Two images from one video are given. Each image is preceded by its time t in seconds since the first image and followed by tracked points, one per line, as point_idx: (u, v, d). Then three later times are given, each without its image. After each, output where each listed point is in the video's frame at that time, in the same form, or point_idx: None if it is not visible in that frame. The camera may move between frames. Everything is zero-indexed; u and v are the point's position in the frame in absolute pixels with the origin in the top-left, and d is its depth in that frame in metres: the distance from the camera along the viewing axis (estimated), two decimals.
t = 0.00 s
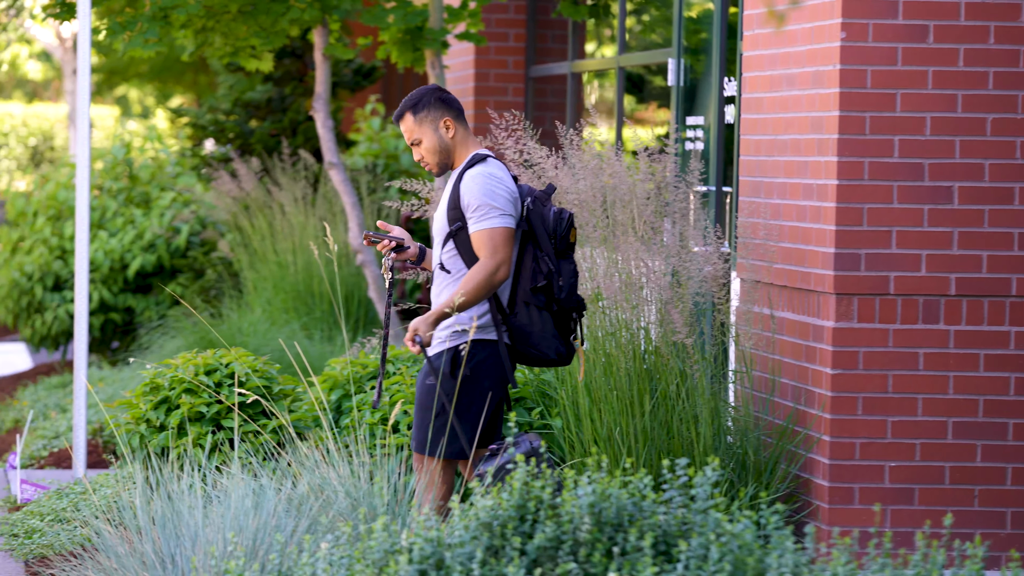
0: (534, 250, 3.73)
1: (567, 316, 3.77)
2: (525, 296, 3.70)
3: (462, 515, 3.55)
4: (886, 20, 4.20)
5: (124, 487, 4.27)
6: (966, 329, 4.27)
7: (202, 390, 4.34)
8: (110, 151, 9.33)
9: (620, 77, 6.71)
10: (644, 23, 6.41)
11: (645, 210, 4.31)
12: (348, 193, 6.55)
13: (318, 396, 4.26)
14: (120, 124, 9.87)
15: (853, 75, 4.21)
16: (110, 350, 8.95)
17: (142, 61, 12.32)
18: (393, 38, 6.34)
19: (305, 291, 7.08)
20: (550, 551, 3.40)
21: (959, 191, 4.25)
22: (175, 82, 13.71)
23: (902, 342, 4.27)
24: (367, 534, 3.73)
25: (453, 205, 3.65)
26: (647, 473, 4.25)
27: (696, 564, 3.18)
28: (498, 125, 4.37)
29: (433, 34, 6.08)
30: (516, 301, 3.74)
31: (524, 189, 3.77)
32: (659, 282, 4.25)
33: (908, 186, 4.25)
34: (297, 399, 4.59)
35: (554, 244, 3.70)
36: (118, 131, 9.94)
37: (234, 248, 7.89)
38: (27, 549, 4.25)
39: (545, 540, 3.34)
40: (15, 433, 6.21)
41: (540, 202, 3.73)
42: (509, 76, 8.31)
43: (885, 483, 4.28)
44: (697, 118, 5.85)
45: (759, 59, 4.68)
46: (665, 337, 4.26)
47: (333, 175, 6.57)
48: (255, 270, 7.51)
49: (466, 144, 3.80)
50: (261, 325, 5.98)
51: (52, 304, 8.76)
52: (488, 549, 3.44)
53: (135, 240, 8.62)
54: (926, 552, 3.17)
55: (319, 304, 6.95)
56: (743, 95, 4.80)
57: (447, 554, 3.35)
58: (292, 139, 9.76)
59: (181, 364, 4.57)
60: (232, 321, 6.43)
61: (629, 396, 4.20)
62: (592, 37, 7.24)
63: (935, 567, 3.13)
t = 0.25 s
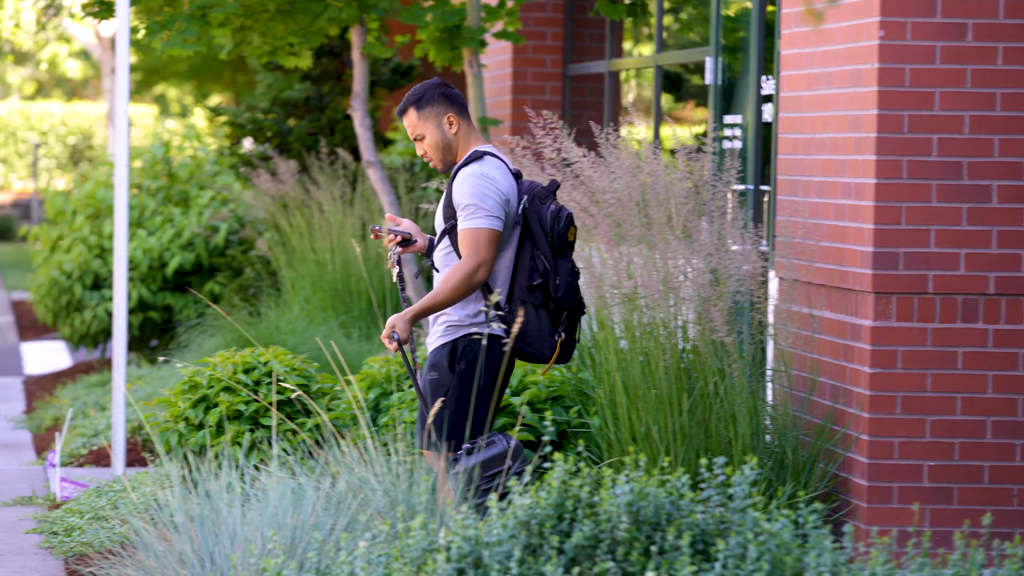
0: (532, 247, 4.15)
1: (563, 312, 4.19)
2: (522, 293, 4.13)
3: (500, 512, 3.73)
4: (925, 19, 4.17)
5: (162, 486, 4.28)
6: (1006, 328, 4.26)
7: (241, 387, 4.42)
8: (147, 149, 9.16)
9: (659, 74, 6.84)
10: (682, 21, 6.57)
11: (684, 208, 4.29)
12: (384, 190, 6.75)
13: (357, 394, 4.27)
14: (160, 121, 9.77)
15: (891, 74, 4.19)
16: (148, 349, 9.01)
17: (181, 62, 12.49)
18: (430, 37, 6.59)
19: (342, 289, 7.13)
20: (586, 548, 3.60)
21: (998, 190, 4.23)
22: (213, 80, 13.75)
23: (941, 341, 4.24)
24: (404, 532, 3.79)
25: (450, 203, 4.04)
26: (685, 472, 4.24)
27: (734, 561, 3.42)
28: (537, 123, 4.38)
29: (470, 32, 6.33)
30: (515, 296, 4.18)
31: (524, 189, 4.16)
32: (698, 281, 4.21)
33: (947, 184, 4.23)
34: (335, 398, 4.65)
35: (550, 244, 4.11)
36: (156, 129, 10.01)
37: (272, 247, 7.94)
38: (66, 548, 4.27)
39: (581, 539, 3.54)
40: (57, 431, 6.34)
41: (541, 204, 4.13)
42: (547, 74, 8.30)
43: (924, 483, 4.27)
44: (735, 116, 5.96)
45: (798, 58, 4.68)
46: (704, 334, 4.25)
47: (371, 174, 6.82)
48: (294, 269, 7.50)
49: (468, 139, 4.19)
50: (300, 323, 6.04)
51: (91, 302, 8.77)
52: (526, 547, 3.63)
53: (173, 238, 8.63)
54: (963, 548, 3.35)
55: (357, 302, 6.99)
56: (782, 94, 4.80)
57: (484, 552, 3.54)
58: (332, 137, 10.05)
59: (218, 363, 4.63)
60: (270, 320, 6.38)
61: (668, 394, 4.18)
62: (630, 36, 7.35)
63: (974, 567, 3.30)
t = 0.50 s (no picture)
0: (573, 245, 4.18)
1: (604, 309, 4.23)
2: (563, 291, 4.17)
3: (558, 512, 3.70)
4: (985, 18, 4.11)
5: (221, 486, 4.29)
6: None
7: (300, 387, 4.50)
8: (207, 149, 9.12)
9: (716, 74, 6.86)
10: (741, 21, 6.60)
11: (742, 208, 4.27)
12: (442, 191, 6.89)
13: (416, 393, 4.28)
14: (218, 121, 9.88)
15: (950, 74, 4.12)
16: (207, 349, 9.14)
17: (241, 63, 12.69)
18: (489, 38, 6.81)
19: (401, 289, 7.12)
20: (644, 549, 3.59)
21: None
22: (272, 81, 13.84)
23: (1000, 341, 4.22)
24: (463, 532, 3.77)
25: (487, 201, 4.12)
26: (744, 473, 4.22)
27: (792, 562, 3.41)
28: (594, 124, 4.40)
29: (529, 32, 6.39)
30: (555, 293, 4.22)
31: (563, 187, 4.20)
32: (759, 280, 4.18)
33: (1007, 185, 4.17)
34: (392, 398, 4.69)
35: (591, 241, 4.14)
36: (215, 130, 10.07)
37: (331, 246, 8.01)
38: (125, 547, 4.29)
39: (640, 539, 3.54)
40: (116, 428, 6.62)
41: (580, 201, 4.17)
42: (605, 74, 8.37)
43: (983, 484, 4.25)
44: (793, 116, 5.95)
45: (856, 57, 4.65)
46: (762, 335, 4.22)
47: (429, 174, 6.98)
48: (353, 269, 7.54)
49: (504, 138, 4.23)
50: (359, 324, 6.20)
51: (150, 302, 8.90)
52: (584, 548, 3.59)
53: (233, 239, 8.54)
54: None
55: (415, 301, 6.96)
56: (839, 95, 4.77)
57: (542, 552, 3.51)
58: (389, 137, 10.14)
59: (277, 362, 4.69)
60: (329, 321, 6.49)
61: (727, 394, 4.17)
62: (689, 35, 7.33)
63: None
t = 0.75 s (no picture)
0: (613, 245, 4.17)
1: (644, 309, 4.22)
2: (604, 291, 4.16)
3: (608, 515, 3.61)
4: None
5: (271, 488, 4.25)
6: None
7: (351, 389, 4.56)
8: (259, 152, 9.62)
9: (769, 77, 6.92)
10: (792, 24, 6.63)
11: (793, 210, 4.28)
12: (495, 193, 6.96)
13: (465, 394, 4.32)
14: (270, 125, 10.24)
15: (1003, 76, 4.10)
16: (261, 351, 9.33)
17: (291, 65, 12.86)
18: (541, 41, 6.84)
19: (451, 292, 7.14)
20: (694, 552, 3.46)
21: None
22: (324, 84, 13.89)
23: None
24: (512, 534, 3.71)
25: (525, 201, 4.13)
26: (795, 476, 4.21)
27: (843, 565, 3.35)
28: (647, 127, 4.43)
29: (581, 35, 6.51)
30: (595, 294, 4.20)
31: (602, 187, 4.19)
32: (810, 282, 4.20)
33: None
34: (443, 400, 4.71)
35: (631, 242, 4.13)
36: (269, 133, 10.32)
37: (383, 249, 8.03)
38: (177, 549, 4.30)
39: (689, 542, 3.41)
40: (167, 432, 6.73)
41: (619, 202, 4.17)
42: (656, 77, 8.42)
43: None
44: (845, 119, 5.94)
45: (908, 59, 4.64)
46: (814, 337, 4.21)
47: (482, 177, 7.05)
48: (403, 272, 7.56)
49: (541, 141, 4.20)
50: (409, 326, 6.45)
51: (201, 305, 9.01)
52: (634, 550, 3.50)
53: (285, 241, 8.87)
54: None
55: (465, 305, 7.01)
56: (891, 97, 4.76)
57: (592, 555, 3.42)
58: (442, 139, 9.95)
59: (329, 364, 4.75)
60: (379, 323, 6.69)
61: (778, 397, 4.16)
62: (739, 38, 7.42)
63: None
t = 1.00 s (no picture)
0: (619, 247, 4.17)
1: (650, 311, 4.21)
2: (611, 293, 4.15)
3: (627, 517, 3.59)
4: None
5: (292, 490, 4.24)
6: None
7: (372, 390, 4.60)
8: (282, 153, 9.68)
9: (791, 78, 6.92)
10: (815, 24, 6.63)
11: (815, 212, 4.30)
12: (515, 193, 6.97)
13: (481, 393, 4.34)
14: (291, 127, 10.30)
15: None
16: (281, 352, 9.34)
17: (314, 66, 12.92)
18: (562, 42, 6.83)
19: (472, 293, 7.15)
20: (715, 554, 3.43)
21: None
22: (348, 86, 13.90)
23: None
24: (533, 536, 3.71)
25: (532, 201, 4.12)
26: (816, 477, 4.20)
27: (865, 567, 3.31)
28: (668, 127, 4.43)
29: (603, 36, 6.54)
30: (601, 297, 4.18)
31: (609, 190, 4.19)
32: (832, 283, 4.17)
33: None
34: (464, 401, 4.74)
35: (638, 244, 4.13)
36: (289, 134, 10.36)
37: (404, 250, 8.02)
38: (198, 550, 4.30)
39: (711, 544, 3.38)
40: (188, 433, 6.74)
41: (626, 203, 4.16)
42: (679, 78, 8.42)
43: None
44: (867, 120, 5.95)
45: (930, 60, 4.63)
46: (835, 338, 4.19)
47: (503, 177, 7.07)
48: (423, 273, 7.55)
49: (549, 141, 4.18)
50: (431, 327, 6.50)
51: (223, 307, 8.97)
52: (655, 552, 3.47)
53: (306, 243, 8.97)
54: None
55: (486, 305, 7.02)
56: (913, 98, 4.75)
57: (613, 557, 3.39)
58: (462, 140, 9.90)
59: (350, 366, 4.81)
60: (400, 323, 6.74)
61: (799, 399, 4.15)
62: (762, 39, 7.41)
63: None
